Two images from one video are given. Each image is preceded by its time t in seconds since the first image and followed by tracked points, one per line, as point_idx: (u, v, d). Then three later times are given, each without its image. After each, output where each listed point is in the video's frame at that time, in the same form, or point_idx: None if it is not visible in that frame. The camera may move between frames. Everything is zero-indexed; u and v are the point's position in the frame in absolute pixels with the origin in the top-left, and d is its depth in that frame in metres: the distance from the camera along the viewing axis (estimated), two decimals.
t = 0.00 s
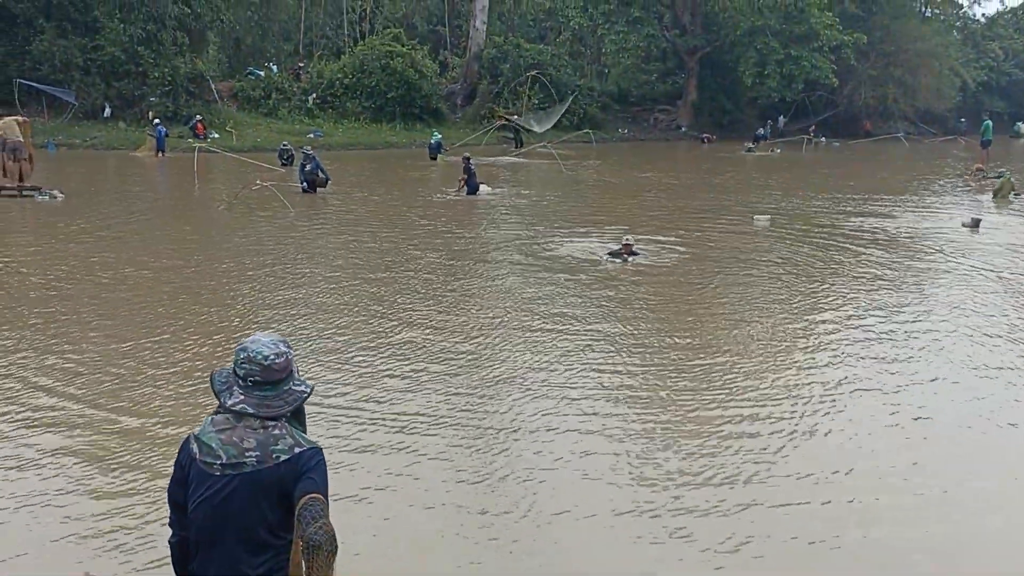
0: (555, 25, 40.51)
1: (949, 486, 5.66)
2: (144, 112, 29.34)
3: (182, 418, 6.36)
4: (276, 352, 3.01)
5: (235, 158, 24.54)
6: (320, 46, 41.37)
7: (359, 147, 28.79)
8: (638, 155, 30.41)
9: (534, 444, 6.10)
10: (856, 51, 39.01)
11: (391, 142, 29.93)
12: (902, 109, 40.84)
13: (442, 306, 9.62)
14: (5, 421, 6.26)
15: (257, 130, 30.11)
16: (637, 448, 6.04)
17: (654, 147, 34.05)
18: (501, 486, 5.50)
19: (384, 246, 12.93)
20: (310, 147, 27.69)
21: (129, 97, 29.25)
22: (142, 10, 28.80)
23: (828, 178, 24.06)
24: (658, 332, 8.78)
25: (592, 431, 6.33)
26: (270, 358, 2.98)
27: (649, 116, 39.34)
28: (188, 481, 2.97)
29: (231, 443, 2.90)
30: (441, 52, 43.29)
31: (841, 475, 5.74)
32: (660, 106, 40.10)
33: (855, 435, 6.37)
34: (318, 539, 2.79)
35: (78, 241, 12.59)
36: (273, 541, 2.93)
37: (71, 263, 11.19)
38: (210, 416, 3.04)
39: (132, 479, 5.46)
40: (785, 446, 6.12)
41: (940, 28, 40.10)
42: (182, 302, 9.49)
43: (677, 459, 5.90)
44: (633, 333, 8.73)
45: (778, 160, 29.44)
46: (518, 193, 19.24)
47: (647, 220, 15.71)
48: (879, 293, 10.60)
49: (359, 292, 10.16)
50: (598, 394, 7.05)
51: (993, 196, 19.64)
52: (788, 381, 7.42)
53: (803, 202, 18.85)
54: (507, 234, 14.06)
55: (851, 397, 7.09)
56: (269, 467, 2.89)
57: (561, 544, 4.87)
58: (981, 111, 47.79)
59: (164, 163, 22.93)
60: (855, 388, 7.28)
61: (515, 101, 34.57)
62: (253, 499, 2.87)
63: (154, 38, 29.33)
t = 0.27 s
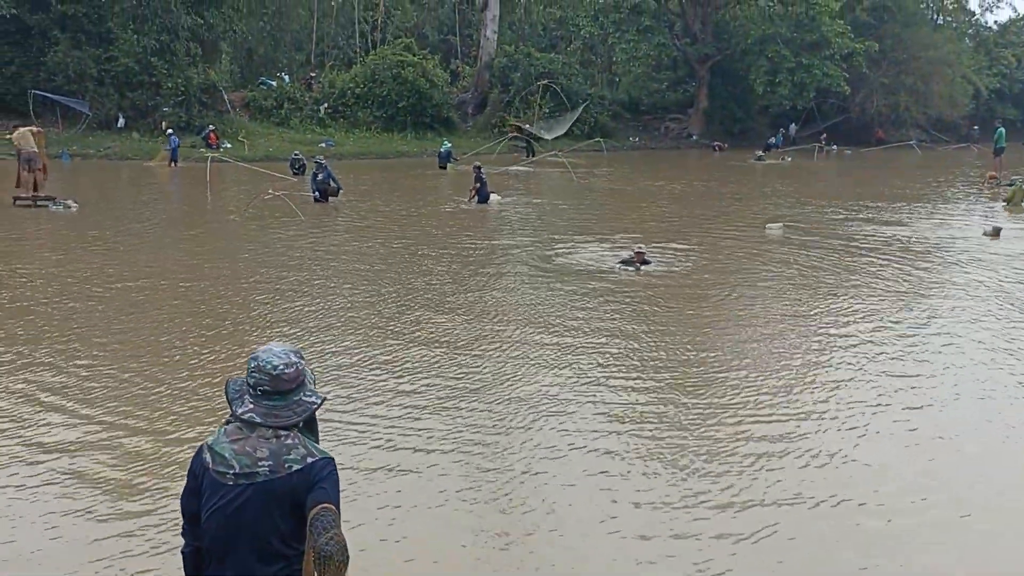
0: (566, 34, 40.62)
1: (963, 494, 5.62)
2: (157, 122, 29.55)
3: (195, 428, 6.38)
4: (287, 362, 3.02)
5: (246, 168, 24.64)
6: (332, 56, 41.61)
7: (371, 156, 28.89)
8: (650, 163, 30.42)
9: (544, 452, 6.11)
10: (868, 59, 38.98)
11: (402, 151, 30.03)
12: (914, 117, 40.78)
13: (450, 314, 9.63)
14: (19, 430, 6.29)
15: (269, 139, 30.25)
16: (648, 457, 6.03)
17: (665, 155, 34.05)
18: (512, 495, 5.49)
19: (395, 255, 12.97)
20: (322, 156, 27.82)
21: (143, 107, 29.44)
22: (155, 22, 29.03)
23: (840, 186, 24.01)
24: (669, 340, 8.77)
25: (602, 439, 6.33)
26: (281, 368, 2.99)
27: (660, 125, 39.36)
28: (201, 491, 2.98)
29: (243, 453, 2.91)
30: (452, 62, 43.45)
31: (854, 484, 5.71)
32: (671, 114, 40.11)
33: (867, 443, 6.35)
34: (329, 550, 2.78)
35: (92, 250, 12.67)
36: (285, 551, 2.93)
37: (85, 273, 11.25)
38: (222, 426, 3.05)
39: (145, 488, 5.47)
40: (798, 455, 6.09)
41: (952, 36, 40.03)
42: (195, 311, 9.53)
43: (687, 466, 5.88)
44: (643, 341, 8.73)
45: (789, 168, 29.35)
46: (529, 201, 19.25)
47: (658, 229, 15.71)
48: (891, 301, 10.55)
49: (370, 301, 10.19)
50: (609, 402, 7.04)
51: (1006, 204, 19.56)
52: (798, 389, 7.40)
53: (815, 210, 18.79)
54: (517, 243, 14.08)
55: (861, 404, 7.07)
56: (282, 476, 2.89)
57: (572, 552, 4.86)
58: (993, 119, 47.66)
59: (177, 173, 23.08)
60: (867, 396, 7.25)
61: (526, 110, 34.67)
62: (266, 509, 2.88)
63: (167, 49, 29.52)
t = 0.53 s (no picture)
0: (574, 42, 40.67)
1: (972, 503, 5.60)
2: (168, 131, 29.73)
3: (205, 436, 6.40)
4: (293, 370, 3.03)
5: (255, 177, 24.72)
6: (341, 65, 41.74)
7: (379, 164, 28.95)
8: (659, 170, 30.40)
9: (551, 460, 6.12)
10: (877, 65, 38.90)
11: (410, 159, 30.07)
12: (924, 123, 40.66)
13: (458, 322, 9.65)
14: (30, 438, 6.33)
15: (278, 147, 30.36)
16: (656, 466, 6.03)
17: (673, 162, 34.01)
18: (519, 502, 5.51)
19: (404, 263, 12.98)
20: (331, 164, 27.90)
21: (153, 116, 29.60)
22: (166, 31, 28.99)
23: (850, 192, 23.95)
24: (677, 348, 8.76)
25: (609, 447, 6.34)
26: (287, 376, 3.00)
27: (669, 132, 39.34)
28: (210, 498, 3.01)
29: (251, 461, 2.93)
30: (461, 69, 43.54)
31: (862, 492, 5.70)
32: (680, 121, 40.07)
33: (875, 451, 6.34)
34: (336, 558, 2.80)
35: (103, 259, 12.74)
36: (293, 558, 2.95)
37: (96, 281, 11.31)
38: (230, 434, 3.07)
39: (154, 496, 5.50)
40: (805, 463, 6.08)
41: (962, 42, 39.91)
42: (205, 319, 9.56)
43: (695, 475, 5.89)
44: (651, 349, 8.73)
45: (798, 175, 29.27)
46: (537, 209, 19.25)
47: (667, 236, 15.69)
48: (902, 308, 10.51)
49: (379, 309, 10.22)
50: (617, 411, 7.04)
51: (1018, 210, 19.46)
52: (806, 396, 7.40)
53: (825, 217, 18.74)
54: (526, 251, 14.07)
55: (870, 412, 7.07)
56: (289, 484, 2.91)
57: (577, 561, 4.86)
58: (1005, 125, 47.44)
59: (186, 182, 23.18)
60: (876, 404, 7.23)
61: (534, 118, 34.73)
62: (273, 517, 2.90)
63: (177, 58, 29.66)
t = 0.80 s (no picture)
0: (579, 46, 40.70)
1: (980, 509, 5.55)
2: (173, 135, 29.82)
3: (210, 440, 6.38)
4: (298, 373, 3.00)
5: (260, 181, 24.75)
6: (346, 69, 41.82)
7: (384, 168, 28.96)
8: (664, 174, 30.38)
9: (556, 464, 6.09)
10: (883, 68, 38.87)
11: (415, 163, 30.08)
12: (929, 126, 40.62)
13: (463, 327, 9.64)
14: (35, 442, 6.31)
15: (283, 152, 30.42)
16: (661, 471, 5.99)
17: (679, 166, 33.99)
18: (523, 506, 5.48)
19: (409, 267, 12.97)
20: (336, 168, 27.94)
21: (159, 121, 29.69)
22: (171, 36, 28.91)
23: (854, 196, 23.92)
24: (684, 353, 8.72)
25: (615, 451, 6.31)
26: (291, 381, 2.96)
27: (674, 135, 39.31)
28: (213, 501, 2.99)
29: (254, 464, 2.90)
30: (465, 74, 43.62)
31: (869, 498, 5.66)
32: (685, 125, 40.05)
33: (882, 455, 6.30)
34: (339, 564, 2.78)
35: (108, 263, 12.75)
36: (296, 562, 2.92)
37: (102, 285, 11.30)
38: (234, 438, 3.04)
39: (157, 500, 5.47)
40: (814, 469, 6.04)
41: (968, 45, 39.85)
42: (210, 323, 9.56)
43: (701, 480, 5.85)
44: (657, 353, 8.71)
45: (803, 178, 29.20)
46: (542, 213, 19.22)
47: (673, 240, 15.65)
48: (909, 312, 10.47)
49: (385, 313, 10.20)
50: (622, 415, 7.01)
51: None
52: (812, 401, 7.36)
53: (831, 220, 18.69)
54: (531, 255, 14.05)
55: (877, 416, 7.02)
56: (292, 489, 2.89)
57: (582, 565, 4.84)
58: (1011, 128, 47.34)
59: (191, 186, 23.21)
60: (883, 409, 7.19)
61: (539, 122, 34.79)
62: (276, 522, 2.87)
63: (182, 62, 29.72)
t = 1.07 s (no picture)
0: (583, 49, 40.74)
1: (987, 512, 5.54)
2: (178, 138, 29.91)
3: (216, 443, 6.39)
4: (303, 378, 3.01)
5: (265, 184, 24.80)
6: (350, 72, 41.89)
7: (389, 171, 29.00)
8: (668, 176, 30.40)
9: (560, 467, 6.11)
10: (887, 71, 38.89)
11: (419, 165, 30.11)
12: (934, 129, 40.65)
13: (467, 329, 9.65)
14: (41, 445, 6.32)
15: (288, 154, 30.50)
16: (667, 474, 5.98)
17: (683, 168, 33.99)
18: (528, 509, 5.49)
19: (413, 269, 12.98)
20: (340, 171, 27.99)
21: (165, 124, 29.77)
22: (176, 39, 28.95)
23: (859, 198, 23.92)
24: (688, 356, 8.72)
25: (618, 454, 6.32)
26: (296, 385, 2.98)
27: (678, 137, 39.28)
28: (218, 504, 2.99)
29: (259, 467, 2.91)
30: (469, 77, 43.68)
31: (875, 501, 5.65)
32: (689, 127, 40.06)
33: (885, 457, 6.30)
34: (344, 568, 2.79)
35: (114, 266, 12.77)
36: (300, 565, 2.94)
37: (107, 288, 11.32)
38: (239, 442, 3.05)
39: (163, 503, 5.48)
40: (819, 472, 6.03)
41: (972, 47, 39.86)
42: (216, 325, 9.57)
43: (705, 482, 5.85)
44: (661, 356, 8.71)
45: (807, 181, 29.18)
46: (546, 215, 19.22)
47: (677, 243, 15.65)
48: (913, 315, 10.47)
49: (388, 316, 10.22)
50: (628, 419, 7.01)
51: None
52: (816, 404, 7.36)
53: (835, 223, 18.68)
54: (535, 257, 14.05)
55: (880, 419, 7.03)
56: (297, 493, 2.90)
57: (587, 568, 4.84)
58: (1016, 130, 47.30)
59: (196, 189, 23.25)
60: (886, 411, 7.19)
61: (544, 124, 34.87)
62: (281, 526, 2.88)
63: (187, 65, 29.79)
